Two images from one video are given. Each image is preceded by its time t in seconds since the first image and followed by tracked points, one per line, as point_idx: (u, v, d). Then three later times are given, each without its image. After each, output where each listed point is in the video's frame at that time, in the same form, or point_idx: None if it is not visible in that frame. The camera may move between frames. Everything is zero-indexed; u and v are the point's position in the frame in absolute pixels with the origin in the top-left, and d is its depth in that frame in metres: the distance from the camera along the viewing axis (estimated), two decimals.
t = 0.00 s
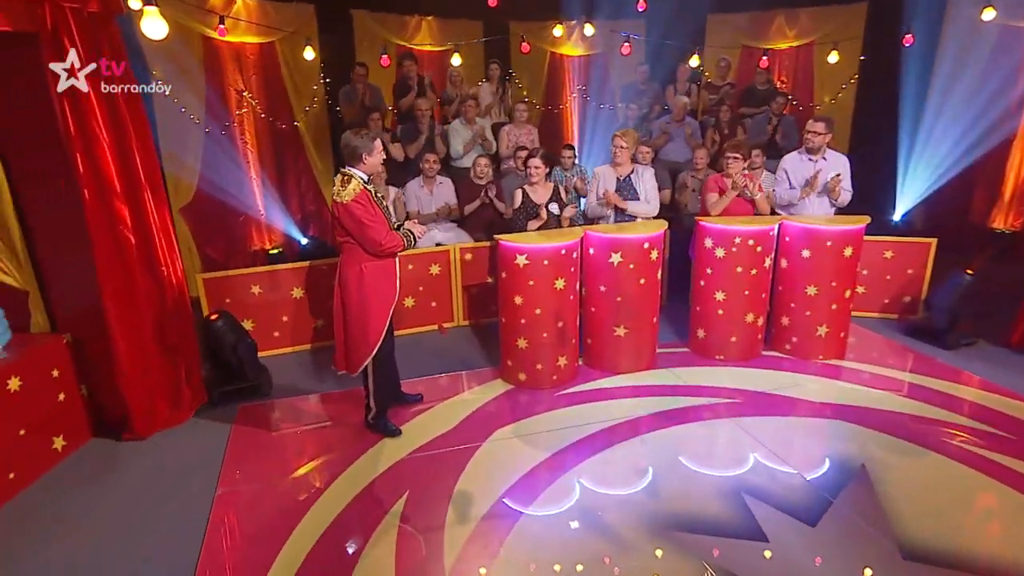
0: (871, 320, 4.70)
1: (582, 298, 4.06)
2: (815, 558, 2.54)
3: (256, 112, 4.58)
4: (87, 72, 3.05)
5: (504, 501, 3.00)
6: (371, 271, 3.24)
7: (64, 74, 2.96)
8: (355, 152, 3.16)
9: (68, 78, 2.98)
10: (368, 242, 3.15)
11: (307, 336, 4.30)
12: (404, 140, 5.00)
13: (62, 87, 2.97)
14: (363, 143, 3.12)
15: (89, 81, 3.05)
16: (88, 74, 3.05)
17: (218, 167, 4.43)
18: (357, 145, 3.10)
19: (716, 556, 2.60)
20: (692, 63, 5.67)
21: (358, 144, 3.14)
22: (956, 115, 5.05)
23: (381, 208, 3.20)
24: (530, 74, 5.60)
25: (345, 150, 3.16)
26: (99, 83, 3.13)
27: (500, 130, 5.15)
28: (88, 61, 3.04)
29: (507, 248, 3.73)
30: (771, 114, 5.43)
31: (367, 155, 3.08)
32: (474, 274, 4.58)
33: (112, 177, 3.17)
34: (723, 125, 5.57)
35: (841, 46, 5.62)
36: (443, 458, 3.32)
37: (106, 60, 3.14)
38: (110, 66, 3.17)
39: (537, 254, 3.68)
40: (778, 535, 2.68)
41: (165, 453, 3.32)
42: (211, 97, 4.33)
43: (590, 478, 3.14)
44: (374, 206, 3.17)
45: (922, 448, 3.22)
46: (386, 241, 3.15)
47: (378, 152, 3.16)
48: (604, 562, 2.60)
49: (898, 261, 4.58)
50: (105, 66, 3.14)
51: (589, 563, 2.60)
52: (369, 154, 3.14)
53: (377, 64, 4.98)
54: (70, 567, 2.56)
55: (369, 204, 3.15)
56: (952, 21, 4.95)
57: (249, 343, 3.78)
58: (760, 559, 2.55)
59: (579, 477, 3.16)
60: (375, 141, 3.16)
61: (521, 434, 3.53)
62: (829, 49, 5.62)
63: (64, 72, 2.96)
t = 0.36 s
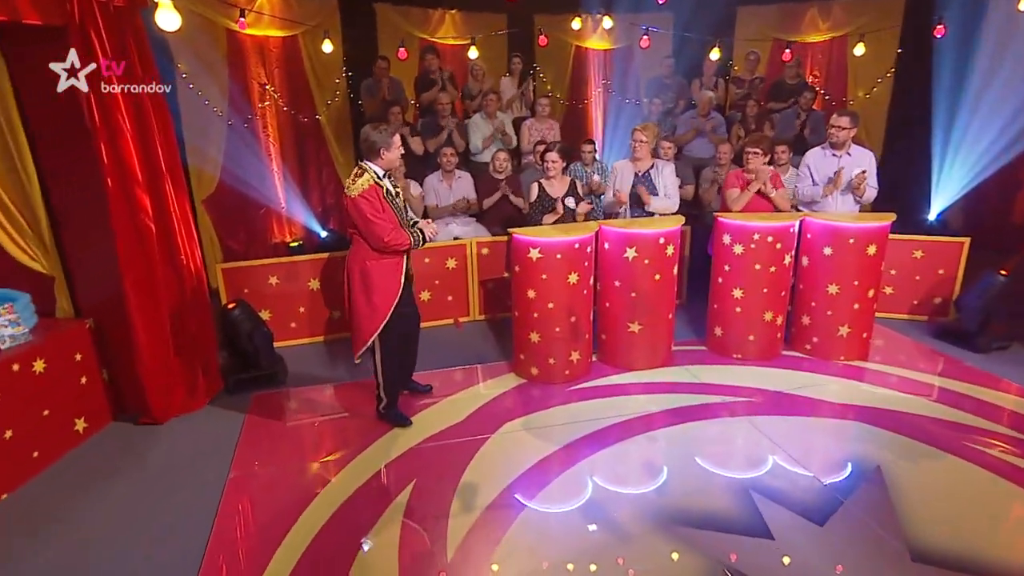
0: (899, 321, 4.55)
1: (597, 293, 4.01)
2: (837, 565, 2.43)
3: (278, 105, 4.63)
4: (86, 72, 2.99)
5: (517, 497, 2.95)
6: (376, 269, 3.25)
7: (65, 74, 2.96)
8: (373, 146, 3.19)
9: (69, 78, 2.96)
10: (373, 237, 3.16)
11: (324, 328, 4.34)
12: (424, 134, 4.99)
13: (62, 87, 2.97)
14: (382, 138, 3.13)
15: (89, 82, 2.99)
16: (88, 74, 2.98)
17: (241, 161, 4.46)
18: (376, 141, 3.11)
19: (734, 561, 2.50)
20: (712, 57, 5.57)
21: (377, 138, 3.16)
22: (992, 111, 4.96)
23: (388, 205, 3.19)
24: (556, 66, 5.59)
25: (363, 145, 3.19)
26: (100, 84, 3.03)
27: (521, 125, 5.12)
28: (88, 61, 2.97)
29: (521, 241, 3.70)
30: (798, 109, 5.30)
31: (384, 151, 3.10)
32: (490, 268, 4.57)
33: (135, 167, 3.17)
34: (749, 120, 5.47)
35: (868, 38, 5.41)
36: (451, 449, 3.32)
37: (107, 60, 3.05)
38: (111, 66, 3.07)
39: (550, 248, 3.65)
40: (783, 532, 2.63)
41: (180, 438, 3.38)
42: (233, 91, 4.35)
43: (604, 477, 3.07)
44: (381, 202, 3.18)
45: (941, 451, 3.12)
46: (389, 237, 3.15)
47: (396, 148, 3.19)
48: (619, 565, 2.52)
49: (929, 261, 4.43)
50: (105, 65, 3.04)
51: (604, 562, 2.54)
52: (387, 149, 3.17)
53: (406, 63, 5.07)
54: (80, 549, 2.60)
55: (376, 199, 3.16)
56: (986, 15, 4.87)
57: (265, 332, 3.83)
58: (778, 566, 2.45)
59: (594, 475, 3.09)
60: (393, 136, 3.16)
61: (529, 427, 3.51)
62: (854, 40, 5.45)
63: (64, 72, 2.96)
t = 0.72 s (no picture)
0: (931, 322, 4.40)
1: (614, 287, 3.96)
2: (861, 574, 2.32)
3: (301, 96, 4.65)
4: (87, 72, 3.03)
5: (531, 492, 2.89)
6: (388, 255, 3.31)
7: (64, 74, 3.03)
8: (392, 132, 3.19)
9: (69, 78, 3.04)
10: (380, 223, 3.23)
11: (343, 319, 4.37)
12: (446, 127, 4.97)
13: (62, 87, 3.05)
14: (398, 126, 3.13)
15: (88, 81, 3.04)
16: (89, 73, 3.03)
17: (264, 155, 4.44)
18: (391, 128, 3.13)
19: (754, 566, 2.40)
20: (736, 46, 5.46)
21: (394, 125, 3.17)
22: None
23: (399, 193, 3.21)
24: (585, 52, 5.51)
25: (381, 131, 3.18)
26: (99, 83, 3.02)
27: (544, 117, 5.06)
28: (87, 61, 3.00)
29: (536, 233, 3.67)
30: (830, 102, 5.19)
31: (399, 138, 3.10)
32: (509, 261, 4.55)
33: (157, 153, 3.19)
34: (780, 114, 5.23)
35: (899, 27, 5.28)
36: (462, 438, 3.32)
37: (108, 60, 3.00)
38: (112, 66, 3.01)
39: (565, 239, 3.61)
40: (792, 527, 2.58)
41: (197, 422, 3.44)
42: (258, 84, 4.36)
43: (620, 474, 2.99)
44: (389, 189, 3.22)
45: (964, 451, 3.01)
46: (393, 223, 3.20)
47: (415, 134, 3.18)
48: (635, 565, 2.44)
49: (965, 259, 4.27)
50: (106, 65, 3.01)
51: (620, 561, 2.46)
52: (404, 136, 3.17)
53: (432, 56, 5.08)
54: (96, 531, 2.68)
55: (384, 186, 3.21)
56: None
57: (282, 321, 3.86)
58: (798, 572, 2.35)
59: (610, 473, 3.01)
60: (411, 124, 3.15)
61: (541, 418, 3.49)
62: (886, 29, 5.30)
63: (64, 72, 3.03)
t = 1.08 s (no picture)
0: (987, 324, 4.15)
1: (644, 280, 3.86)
2: None
3: (337, 86, 4.68)
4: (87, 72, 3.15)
5: (556, 488, 2.82)
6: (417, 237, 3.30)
7: (64, 74, 3.10)
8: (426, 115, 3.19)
9: (68, 78, 3.11)
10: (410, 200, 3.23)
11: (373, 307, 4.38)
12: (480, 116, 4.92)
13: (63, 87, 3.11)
14: (429, 110, 3.11)
15: (89, 82, 3.15)
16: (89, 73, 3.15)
17: (299, 144, 4.50)
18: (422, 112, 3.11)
19: None
20: (778, 32, 5.29)
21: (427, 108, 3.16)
22: None
23: (427, 174, 3.21)
24: (628, 40, 5.40)
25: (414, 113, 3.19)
26: (100, 84, 3.16)
27: (580, 108, 4.91)
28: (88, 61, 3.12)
29: (564, 222, 3.60)
30: (885, 93, 4.89)
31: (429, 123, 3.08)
32: (540, 253, 4.48)
33: (190, 137, 3.24)
34: (828, 103, 5.01)
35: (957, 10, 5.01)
36: (483, 428, 3.29)
37: (107, 60, 3.12)
38: (111, 66, 3.12)
39: (594, 229, 3.54)
40: (815, 524, 2.50)
41: (225, 403, 3.50)
42: (293, 72, 4.43)
43: (649, 474, 2.88)
44: (421, 170, 3.21)
45: (1012, 460, 2.83)
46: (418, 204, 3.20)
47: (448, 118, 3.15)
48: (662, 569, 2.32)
49: None
50: (106, 65, 3.13)
51: (649, 565, 2.35)
52: (436, 119, 3.15)
53: (466, 42, 5.07)
54: (120, 506, 2.77)
55: (414, 166, 3.22)
56: None
57: (309, 306, 3.92)
58: None
59: (638, 472, 2.91)
60: (443, 108, 3.12)
61: (564, 410, 3.42)
62: (942, 13, 5.05)
63: (64, 72, 3.10)
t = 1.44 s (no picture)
0: None
1: (691, 277, 3.69)
2: None
3: (385, 74, 4.60)
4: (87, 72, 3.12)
5: (593, 491, 2.69)
6: (455, 223, 3.27)
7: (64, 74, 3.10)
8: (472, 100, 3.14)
9: (68, 78, 3.11)
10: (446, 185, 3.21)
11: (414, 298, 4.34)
12: (528, 107, 4.75)
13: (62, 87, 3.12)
14: (476, 95, 3.06)
15: (88, 81, 3.12)
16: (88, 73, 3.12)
17: (347, 133, 4.51)
18: (468, 97, 3.07)
19: None
20: (845, 15, 4.94)
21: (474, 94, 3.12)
22: None
23: (466, 161, 3.17)
24: (688, 26, 5.05)
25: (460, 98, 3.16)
26: (102, 84, 3.16)
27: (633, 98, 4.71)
28: (88, 61, 3.11)
29: (608, 214, 3.48)
30: (970, 82, 4.46)
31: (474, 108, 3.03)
32: (585, 248, 4.34)
33: (235, 122, 3.26)
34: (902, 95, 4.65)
35: None
36: (517, 423, 3.21)
37: (109, 60, 3.14)
38: (111, 66, 3.14)
39: (639, 222, 3.40)
40: (867, 538, 2.34)
41: (262, 388, 3.53)
42: (342, 61, 4.41)
43: (689, 480, 2.74)
44: (459, 156, 3.17)
45: None
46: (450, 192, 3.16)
47: (494, 105, 3.08)
48: None
49: None
50: (107, 66, 3.14)
51: None
52: (482, 106, 3.09)
53: (517, 29, 4.89)
54: (153, 486, 2.82)
55: (453, 151, 3.18)
56: None
57: (349, 295, 3.89)
58: None
59: (679, 477, 2.77)
60: (490, 94, 3.06)
61: (601, 408, 3.31)
62: None
63: (64, 72, 3.11)
